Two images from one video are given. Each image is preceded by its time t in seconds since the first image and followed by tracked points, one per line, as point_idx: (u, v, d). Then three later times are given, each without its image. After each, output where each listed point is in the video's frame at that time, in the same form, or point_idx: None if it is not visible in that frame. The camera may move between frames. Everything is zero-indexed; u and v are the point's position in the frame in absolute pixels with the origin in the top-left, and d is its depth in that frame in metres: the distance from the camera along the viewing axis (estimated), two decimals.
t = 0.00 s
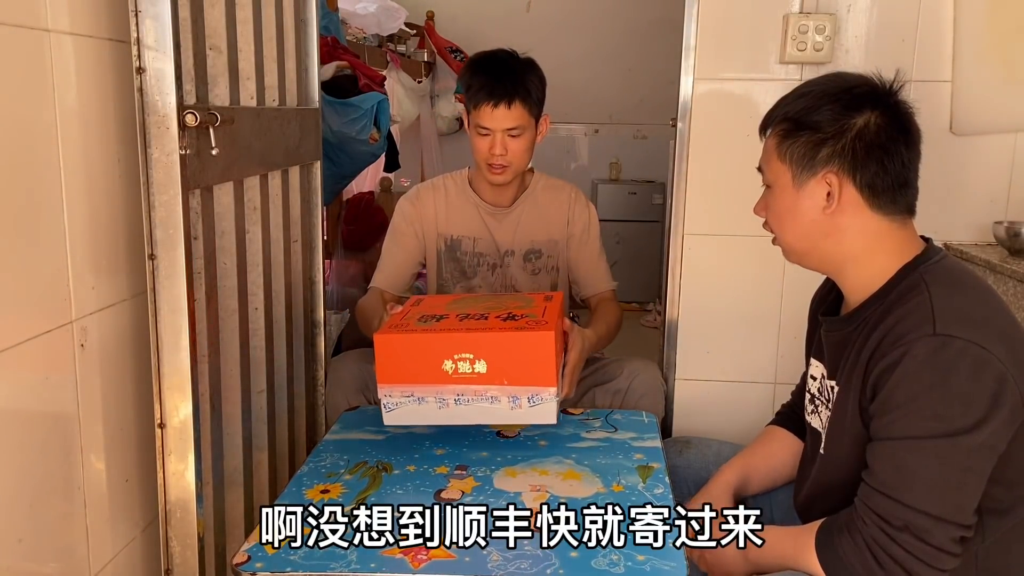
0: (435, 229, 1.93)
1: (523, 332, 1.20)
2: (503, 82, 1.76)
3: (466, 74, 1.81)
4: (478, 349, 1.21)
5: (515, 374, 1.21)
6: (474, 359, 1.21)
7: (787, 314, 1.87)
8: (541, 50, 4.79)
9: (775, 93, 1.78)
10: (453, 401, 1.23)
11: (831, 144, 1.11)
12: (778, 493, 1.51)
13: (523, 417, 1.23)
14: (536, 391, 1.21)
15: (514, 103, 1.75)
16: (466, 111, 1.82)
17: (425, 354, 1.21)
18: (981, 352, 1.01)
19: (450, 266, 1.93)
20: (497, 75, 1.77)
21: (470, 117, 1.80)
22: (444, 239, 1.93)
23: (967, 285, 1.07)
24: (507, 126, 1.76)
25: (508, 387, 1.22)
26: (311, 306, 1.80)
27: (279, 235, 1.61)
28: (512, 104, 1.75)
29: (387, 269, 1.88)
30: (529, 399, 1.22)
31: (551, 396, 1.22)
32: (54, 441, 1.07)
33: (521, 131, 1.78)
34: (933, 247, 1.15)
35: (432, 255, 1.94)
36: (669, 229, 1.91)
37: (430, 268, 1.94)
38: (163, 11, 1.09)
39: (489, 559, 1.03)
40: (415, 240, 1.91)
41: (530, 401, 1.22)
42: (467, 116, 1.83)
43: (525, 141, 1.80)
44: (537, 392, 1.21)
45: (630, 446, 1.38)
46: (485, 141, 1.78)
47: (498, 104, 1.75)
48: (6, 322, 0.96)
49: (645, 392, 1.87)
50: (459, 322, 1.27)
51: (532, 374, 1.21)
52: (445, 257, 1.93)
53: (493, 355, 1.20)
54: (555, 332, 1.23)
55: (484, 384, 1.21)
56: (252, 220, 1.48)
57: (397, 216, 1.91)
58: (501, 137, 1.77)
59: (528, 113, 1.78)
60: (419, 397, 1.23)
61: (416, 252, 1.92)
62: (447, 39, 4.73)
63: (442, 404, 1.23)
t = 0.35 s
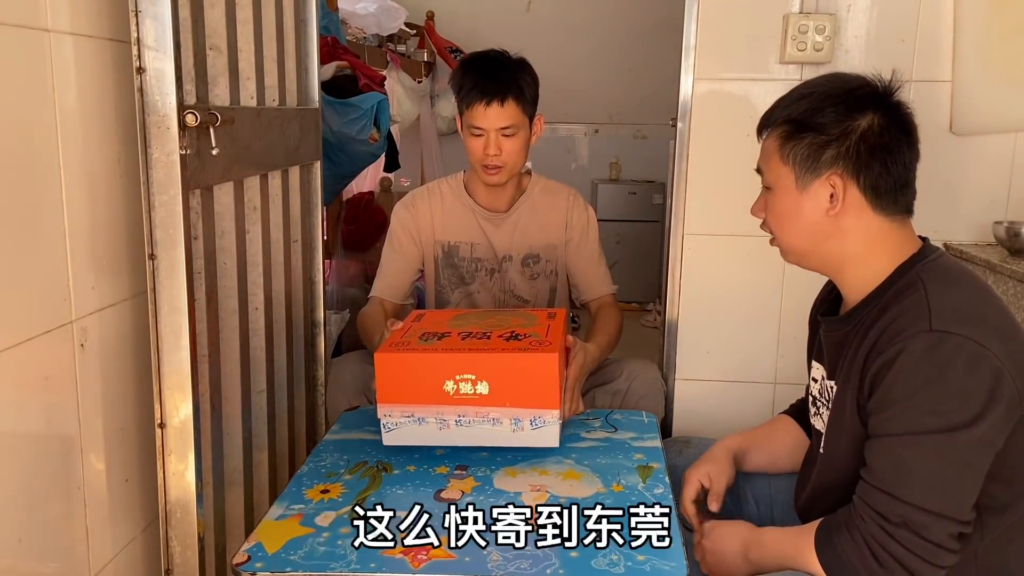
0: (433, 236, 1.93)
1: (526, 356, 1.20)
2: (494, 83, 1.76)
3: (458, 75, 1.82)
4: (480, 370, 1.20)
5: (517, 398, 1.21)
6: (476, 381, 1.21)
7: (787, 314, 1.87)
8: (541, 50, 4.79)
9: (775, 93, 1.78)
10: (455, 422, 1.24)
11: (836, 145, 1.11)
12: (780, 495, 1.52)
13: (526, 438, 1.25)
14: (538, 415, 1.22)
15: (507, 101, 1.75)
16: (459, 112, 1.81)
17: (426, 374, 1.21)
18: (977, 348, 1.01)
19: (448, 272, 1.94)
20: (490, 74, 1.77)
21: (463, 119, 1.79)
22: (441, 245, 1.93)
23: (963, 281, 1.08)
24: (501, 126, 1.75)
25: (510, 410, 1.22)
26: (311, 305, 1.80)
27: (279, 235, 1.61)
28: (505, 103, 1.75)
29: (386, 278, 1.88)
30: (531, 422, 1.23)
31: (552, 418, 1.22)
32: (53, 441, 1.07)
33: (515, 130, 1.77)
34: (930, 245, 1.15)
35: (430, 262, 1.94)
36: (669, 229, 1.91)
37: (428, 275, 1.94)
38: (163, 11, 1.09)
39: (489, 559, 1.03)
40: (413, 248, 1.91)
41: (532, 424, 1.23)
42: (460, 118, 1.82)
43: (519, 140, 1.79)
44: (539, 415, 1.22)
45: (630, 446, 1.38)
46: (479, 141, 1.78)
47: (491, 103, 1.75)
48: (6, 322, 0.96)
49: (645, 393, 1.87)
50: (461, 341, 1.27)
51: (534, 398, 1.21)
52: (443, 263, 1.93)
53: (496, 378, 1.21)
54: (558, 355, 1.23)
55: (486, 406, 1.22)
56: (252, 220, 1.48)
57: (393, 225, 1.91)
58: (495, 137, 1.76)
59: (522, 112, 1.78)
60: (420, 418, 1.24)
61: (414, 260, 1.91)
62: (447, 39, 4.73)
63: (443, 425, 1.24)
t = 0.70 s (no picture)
0: (430, 242, 1.92)
1: (525, 373, 1.19)
2: (490, 84, 1.76)
3: (451, 77, 1.81)
4: (478, 386, 1.20)
5: (514, 415, 1.20)
6: (474, 397, 1.20)
7: (787, 313, 1.87)
8: (541, 50, 4.79)
9: (775, 93, 1.78)
10: (451, 437, 1.23)
11: (851, 156, 1.10)
12: (779, 494, 1.53)
13: (522, 455, 1.24)
14: (535, 431, 1.21)
15: (503, 103, 1.75)
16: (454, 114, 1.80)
17: (424, 389, 1.20)
18: (975, 347, 1.01)
19: (446, 276, 1.93)
20: (485, 76, 1.77)
21: (459, 121, 1.79)
22: (438, 250, 1.93)
23: (962, 280, 1.08)
24: (498, 128, 1.75)
25: (507, 426, 1.21)
26: (311, 305, 1.80)
27: (279, 235, 1.61)
28: (502, 105, 1.75)
29: (386, 284, 1.88)
30: (528, 439, 1.22)
31: (549, 435, 1.21)
32: (54, 441, 1.07)
33: (512, 132, 1.77)
34: (931, 245, 1.15)
35: (428, 267, 1.94)
36: (669, 229, 1.91)
37: (426, 280, 1.94)
38: (163, 11, 1.09)
39: (488, 559, 1.03)
40: (411, 254, 1.91)
41: (530, 441, 1.22)
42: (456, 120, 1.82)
43: (517, 142, 1.79)
44: (536, 433, 1.21)
45: (630, 446, 1.38)
46: (476, 144, 1.78)
47: (487, 105, 1.75)
48: (6, 321, 0.96)
49: (645, 392, 1.86)
50: (459, 355, 1.26)
51: (531, 416, 1.20)
52: (441, 269, 1.93)
53: (494, 393, 1.20)
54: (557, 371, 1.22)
55: (484, 422, 1.21)
56: (252, 220, 1.48)
57: (391, 231, 1.90)
58: (493, 139, 1.76)
59: (518, 114, 1.78)
60: (416, 432, 1.23)
61: (412, 265, 1.91)
62: (447, 39, 4.73)
63: (439, 440, 1.23)
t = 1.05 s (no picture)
0: (428, 244, 1.92)
1: (520, 380, 1.18)
2: (483, 86, 1.75)
3: (445, 79, 1.80)
4: (473, 393, 1.19)
5: (509, 421, 1.20)
6: (468, 403, 1.19)
7: (787, 313, 1.87)
8: (541, 49, 4.79)
9: (775, 92, 1.78)
10: (444, 444, 1.22)
11: (856, 161, 1.10)
12: (779, 494, 1.54)
13: (516, 461, 1.24)
14: (529, 438, 1.21)
15: (497, 105, 1.75)
16: (449, 116, 1.80)
17: (417, 395, 1.19)
18: (977, 349, 1.01)
19: (444, 278, 1.94)
20: (480, 78, 1.76)
21: (455, 123, 1.79)
22: (436, 252, 1.93)
23: (962, 281, 1.08)
24: (493, 130, 1.75)
25: (500, 433, 1.21)
26: (311, 305, 1.80)
27: (279, 235, 1.61)
28: (496, 106, 1.75)
29: (384, 287, 1.88)
30: (522, 445, 1.22)
31: (544, 442, 1.21)
32: (54, 442, 1.07)
33: (507, 133, 1.77)
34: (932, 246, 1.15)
35: (426, 269, 1.94)
36: (669, 229, 1.91)
37: (424, 282, 1.95)
38: (163, 11, 1.09)
39: (489, 559, 1.03)
40: (410, 257, 1.91)
41: (524, 447, 1.22)
42: (451, 122, 1.82)
43: (512, 143, 1.79)
44: (530, 439, 1.21)
45: (630, 446, 1.38)
46: (472, 146, 1.78)
47: (481, 107, 1.74)
48: (6, 321, 0.96)
49: (644, 392, 1.87)
50: (453, 360, 1.25)
51: (526, 422, 1.20)
52: (439, 272, 1.93)
53: (489, 400, 1.19)
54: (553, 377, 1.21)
55: (478, 428, 1.20)
56: (252, 220, 1.48)
57: (389, 233, 1.90)
58: (488, 141, 1.76)
59: (513, 114, 1.78)
60: (411, 438, 1.22)
61: (410, 267, 1.91)
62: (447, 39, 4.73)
63: (433, 446, 1.22)
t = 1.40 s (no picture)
0: (426, 245, 1.92)
1: (519, 384, 1.18)
2: (476, 86, 1.75)
3: (437, 80, 1.80)
4: (472, 395, 1.19)
5: (509, 424, 1.20)
6: (468, 406, 1.19)
7: (786, 313, 1.87)
8: (541, 50, 4.79)
9: (775, 93, 1.78)
10: (443, 445, 1.22)
11: (858, 160, 1.10)
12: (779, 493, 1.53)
13: (515, 465, 1.24)
14: (528, 442, 1.21)
15: (490, 105, 1.75)
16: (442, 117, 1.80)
17: (417, 397, 1.19)
18: (976, 349, 1.01)
19: (442, 280, 1.94)
20: (473, 79, 1.76)
21: (447, 125, 1.78)
22: (435, 253, 1.93)
23: (963, 281, 1.08)
24: (486, 130, 1.75)
25: (500, 436, 1.21)
26: (311, 305, 1.80)
27: (279, 235, 1.61)
28: (489, 107, 1.74)
29: (383, 287, 1.88)
30: (521, 449, 1.22)
31: (543, 445, 1.21)
32: (54, 442, 1.07)
33: (500, 133, 1.77)
34: (933, 245, 1.15)
35: (425, 270, 1.94)
36: (669, 228, 1.91)
37: (423, 284, 1.95)
38: (163, 11, 1.09)
39: (488, 559, 1.03)
40: (408, 258, 1.91)
41: (523, 450, 1.22)
42: (444, 122, 1.81)
43: (506, 143, 1.79)
44: (530, 442, 1.21)
45: (629, 446, 1.38)
46: (466, 147, 1.78)
47: (473, 108, 1.74)
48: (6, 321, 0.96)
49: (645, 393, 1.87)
50: (453, 363, 1.24)
51: (525, 425, 1.20)
52: (437, 273, 1.93)
53: (489, 402, 1.19)
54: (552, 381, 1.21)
55: (477, 430, 1.21)
56: (252, 220, 1.48)
57: (388, 234, 1.90)
58: (482, 141, 1.76)
59: (506, 113, 1.78)
60: (410, 440, 1.22)
61: (409, 268, 1.91)
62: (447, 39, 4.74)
63: (432, 448, 1.23)
